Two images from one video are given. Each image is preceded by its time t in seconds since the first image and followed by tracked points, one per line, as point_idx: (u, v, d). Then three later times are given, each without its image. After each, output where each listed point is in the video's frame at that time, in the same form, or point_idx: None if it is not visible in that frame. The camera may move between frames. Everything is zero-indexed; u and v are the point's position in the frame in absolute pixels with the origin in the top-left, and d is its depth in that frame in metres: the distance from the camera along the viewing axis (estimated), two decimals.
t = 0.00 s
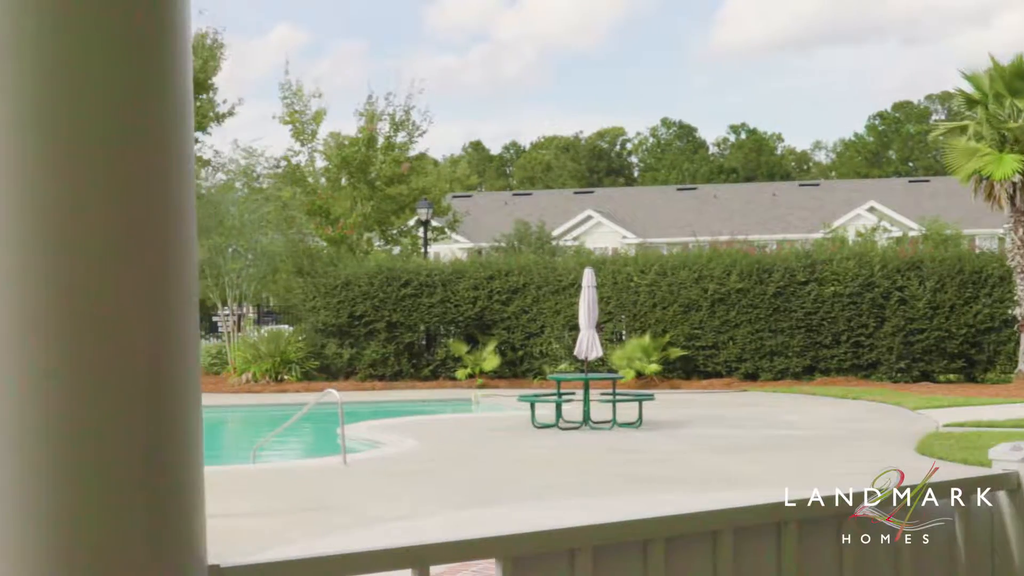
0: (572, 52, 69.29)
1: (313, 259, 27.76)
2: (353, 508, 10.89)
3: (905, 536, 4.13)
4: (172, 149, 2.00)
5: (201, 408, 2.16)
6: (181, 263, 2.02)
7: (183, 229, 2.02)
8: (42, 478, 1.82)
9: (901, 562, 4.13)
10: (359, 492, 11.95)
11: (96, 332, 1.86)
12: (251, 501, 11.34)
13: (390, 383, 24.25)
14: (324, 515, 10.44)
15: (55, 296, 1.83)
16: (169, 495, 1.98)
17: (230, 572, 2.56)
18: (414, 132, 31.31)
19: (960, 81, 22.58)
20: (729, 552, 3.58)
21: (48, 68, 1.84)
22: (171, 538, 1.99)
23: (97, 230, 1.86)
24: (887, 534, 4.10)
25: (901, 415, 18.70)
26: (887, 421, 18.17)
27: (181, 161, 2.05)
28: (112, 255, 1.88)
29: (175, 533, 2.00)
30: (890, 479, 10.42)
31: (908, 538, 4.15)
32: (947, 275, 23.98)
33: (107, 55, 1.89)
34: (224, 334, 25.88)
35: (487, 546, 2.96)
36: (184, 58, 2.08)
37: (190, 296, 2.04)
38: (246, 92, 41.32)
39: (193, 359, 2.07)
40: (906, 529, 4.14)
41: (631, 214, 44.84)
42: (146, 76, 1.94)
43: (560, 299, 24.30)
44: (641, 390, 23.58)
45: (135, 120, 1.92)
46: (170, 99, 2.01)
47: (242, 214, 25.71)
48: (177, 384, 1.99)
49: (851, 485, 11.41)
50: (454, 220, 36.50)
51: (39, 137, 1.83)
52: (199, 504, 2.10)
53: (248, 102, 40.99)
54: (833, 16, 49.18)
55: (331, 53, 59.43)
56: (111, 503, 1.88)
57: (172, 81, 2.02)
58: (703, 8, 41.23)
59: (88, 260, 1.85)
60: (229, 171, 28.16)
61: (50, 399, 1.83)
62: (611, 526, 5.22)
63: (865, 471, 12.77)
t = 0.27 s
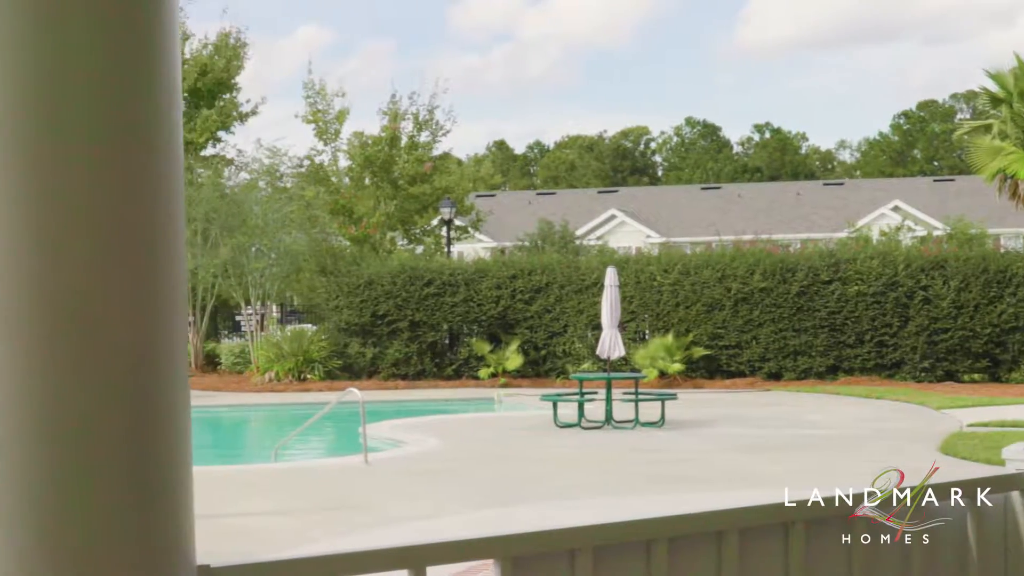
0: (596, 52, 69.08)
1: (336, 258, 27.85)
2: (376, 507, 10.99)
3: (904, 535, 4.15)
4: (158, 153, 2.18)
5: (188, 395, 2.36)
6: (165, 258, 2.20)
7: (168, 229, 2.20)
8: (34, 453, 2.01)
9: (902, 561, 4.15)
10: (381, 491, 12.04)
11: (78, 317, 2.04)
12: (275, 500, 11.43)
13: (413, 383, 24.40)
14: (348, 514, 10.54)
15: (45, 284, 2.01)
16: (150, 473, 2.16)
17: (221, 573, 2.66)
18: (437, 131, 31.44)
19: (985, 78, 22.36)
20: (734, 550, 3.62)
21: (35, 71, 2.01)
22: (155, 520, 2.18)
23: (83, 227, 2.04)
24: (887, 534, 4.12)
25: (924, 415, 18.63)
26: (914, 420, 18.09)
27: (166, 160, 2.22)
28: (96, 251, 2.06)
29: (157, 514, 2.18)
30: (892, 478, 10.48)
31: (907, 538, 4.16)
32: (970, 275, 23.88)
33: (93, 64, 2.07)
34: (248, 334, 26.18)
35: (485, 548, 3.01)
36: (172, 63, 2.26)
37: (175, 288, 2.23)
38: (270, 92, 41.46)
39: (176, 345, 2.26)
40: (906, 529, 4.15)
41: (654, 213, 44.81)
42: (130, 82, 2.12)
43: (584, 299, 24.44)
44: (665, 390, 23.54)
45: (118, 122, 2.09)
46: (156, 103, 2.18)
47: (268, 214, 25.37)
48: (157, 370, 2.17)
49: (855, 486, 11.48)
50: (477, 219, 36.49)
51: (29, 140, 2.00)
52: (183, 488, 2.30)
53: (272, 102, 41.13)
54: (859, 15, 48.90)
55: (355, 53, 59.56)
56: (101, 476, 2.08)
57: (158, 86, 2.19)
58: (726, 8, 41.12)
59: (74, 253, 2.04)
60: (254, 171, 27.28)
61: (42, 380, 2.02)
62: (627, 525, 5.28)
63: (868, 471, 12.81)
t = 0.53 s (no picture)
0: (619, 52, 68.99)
1: (359, 257, 27.93)
2: (397, 506, 11.08)
3: (905, 535, 4.15)
4: (145, 160, 2.37)
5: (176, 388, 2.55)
6: (151, 258, 2.38)
7: (154, 230, 2.39)
8: (18, 439, 2.21)
9: (907, 560, 4.17)
10: (404, 490, 12.14)
11: (57, 317, 2.22)
12: (298, 499, 11.56)
13: (436, 382, 24.51)
14: (370, 514, 10.63)
15: (29, 284, 2.21)
16: (138, 462, 2.34)
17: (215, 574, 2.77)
18: (460, 131, 31.45)
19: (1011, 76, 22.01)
20: (741, 550, 3.66)
21: (21, 88, 2.21)
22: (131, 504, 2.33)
23: (68, 231, 2.23)
24: (887, 534, 4.13)
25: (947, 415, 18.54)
26: (938, 420, 18.00)
27: (154, 166, 2.40)
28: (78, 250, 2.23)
29: (138, 504, 2.35)
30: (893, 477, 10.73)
31: (906, 538, 4.17)
32: (995, 274, 23.84)
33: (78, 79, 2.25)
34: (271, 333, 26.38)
35: (489, 546, 3.08)
36: (162, 76, 2.46)
37: (160, 289, 2.41)
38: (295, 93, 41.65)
39: (164, 344, 2.43)
40: (906, 529, 4.16)
41: (677, 212, 44.76)
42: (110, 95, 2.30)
43: (607, 298, 24.49)
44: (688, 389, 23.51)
45: (102, 131, 2.28)
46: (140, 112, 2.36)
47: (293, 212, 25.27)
48: (142, 362, 2.34)
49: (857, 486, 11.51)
50: (501, 219, 36.46)
51: (18, 162, 2.20)
52: (168, 480, 2.47)
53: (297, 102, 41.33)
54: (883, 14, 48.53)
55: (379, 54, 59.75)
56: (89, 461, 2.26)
57: (145, 96, 2.37)
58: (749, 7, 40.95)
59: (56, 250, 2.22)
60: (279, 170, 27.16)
61: (28, 372, 2.21)
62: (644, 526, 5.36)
63: (871, 471, 12.82)
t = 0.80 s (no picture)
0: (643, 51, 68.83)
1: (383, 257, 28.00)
2: (418, 506, 11.12)
3: (905, 535, 4.17)
4: (134, 163, 2.44)
5: (166, 387, 2.62)
6: (142, 258, 2.46)
7: (142, 232, 2.45)
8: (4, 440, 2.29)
9: (911, 560, 4.19)
10: (427, 490, 12.19)
11: (39, 323, 2.29)
12: (320, 499, 11.64)
13: (460, 381, 24.62)
14: (391, 514, 10.67)
15: (14, 286, 2.28)
16: (125, 462, 2.41)
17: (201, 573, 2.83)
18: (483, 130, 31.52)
19: None
20: (746, 550, 3.69)
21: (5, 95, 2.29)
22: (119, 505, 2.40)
23: (52, 236, 2.30)
24: (887, 533, 4.14)
25: (971, 415, 18.42)
26: (961, 420, 17.88)
27: (143, 169, 2.47)
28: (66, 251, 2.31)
29: (127, 505, 2.42)
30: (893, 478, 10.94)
31: (906, 538, 4.18)
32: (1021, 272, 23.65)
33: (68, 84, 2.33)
34: (294, 333, 26.54)
35: (496, 546, 3.14)
36: (152, 78, 2.52)
37: (150, 290, 2.49)
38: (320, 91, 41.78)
39: (153, 344, 2.49)
40: (906, 529, 4.18)
41: (700, 211, 44.69)
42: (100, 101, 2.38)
43: (630, 297, 24.52)
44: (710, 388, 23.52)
45: (86, 141, 2.34)
46: (132, 119, 2.44)
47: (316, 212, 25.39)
48: (132, 362, 2.41)
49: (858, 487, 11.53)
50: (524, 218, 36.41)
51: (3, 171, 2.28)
52: (159, 480, 2.54)
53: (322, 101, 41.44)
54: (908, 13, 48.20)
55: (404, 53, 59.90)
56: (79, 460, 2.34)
57: (134, 98, 2.44)
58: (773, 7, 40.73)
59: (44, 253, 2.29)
60: (304, 170, 27.25)
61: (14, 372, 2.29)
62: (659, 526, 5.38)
63: (872, 471, 12.82)
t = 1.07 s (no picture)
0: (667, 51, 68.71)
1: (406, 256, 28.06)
2: (438, 506, 11.14)
3: (905, 536, 4.15)
4: (119, 146, 2.28)
5: (148, 385, 2.45)
6: (129, 258, 2.31)
7: (127, 218, 2.29)
8: None
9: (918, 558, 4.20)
10: (450, 489, 12.19)
11: (18, 316, 2.11)
12: (341, 499, 11.67)
13: (482, 380, 24.68)
14: (412, 514, 10.70)
15: None
16: (110, 465, 2.24)
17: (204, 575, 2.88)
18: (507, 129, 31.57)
19: None
20: (751, 553, 3.72)
21: None
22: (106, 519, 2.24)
23: (33, 219, 2.12)
24: (887, 534, 4.13)
25: (997, 415, 18.27)
26: (985, 420, 17.77)
27: (129, 157, 2.32)
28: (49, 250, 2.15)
29: (112, 512, 2.25)
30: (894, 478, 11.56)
31: (907, 538, 4.17)
32: None
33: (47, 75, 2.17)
34: (317, 332, 26.64)
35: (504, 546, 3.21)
36: (135, 57, 2.36)
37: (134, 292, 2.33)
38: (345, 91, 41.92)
39: (141, 344, 2.35)
40: (906, 529, 4.16)
41: (724, 210, 44.59)
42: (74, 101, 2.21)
43: (652, 296, 24.53)
44: (732, 387, 23.46)
45: (69, 117, 2.17)
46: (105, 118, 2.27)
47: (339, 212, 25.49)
48: (122, 364, 2.26)
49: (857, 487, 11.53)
50: (547, 218, 36.42)
51: None
52: (149, 489, 2.41)
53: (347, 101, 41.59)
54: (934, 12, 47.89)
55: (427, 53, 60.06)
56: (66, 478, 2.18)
57: (119, 76, 2.29)
58: (798, 6, 40.58)
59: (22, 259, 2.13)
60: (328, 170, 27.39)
61: None
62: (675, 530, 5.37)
63: (870, 471, 12.81)
